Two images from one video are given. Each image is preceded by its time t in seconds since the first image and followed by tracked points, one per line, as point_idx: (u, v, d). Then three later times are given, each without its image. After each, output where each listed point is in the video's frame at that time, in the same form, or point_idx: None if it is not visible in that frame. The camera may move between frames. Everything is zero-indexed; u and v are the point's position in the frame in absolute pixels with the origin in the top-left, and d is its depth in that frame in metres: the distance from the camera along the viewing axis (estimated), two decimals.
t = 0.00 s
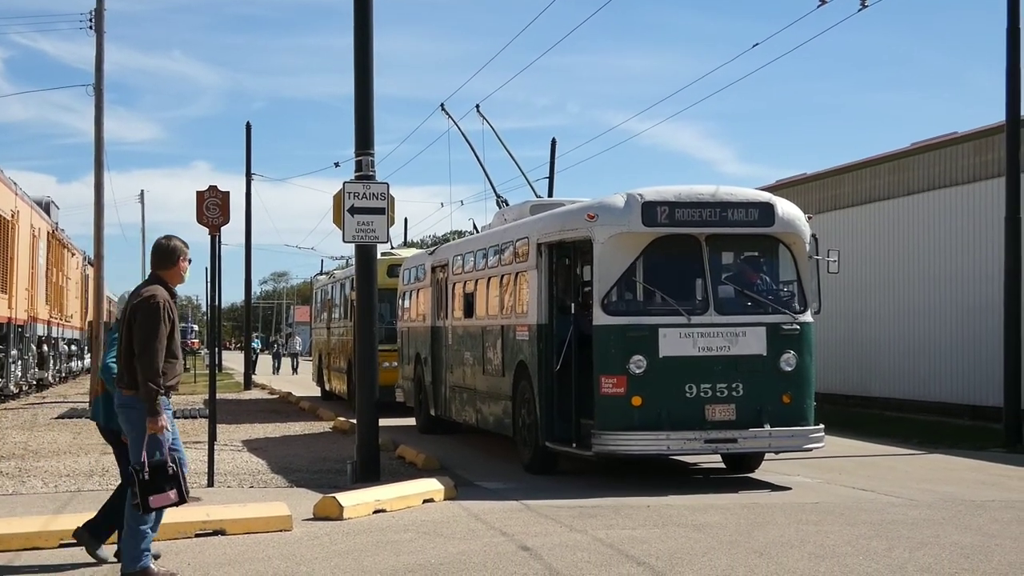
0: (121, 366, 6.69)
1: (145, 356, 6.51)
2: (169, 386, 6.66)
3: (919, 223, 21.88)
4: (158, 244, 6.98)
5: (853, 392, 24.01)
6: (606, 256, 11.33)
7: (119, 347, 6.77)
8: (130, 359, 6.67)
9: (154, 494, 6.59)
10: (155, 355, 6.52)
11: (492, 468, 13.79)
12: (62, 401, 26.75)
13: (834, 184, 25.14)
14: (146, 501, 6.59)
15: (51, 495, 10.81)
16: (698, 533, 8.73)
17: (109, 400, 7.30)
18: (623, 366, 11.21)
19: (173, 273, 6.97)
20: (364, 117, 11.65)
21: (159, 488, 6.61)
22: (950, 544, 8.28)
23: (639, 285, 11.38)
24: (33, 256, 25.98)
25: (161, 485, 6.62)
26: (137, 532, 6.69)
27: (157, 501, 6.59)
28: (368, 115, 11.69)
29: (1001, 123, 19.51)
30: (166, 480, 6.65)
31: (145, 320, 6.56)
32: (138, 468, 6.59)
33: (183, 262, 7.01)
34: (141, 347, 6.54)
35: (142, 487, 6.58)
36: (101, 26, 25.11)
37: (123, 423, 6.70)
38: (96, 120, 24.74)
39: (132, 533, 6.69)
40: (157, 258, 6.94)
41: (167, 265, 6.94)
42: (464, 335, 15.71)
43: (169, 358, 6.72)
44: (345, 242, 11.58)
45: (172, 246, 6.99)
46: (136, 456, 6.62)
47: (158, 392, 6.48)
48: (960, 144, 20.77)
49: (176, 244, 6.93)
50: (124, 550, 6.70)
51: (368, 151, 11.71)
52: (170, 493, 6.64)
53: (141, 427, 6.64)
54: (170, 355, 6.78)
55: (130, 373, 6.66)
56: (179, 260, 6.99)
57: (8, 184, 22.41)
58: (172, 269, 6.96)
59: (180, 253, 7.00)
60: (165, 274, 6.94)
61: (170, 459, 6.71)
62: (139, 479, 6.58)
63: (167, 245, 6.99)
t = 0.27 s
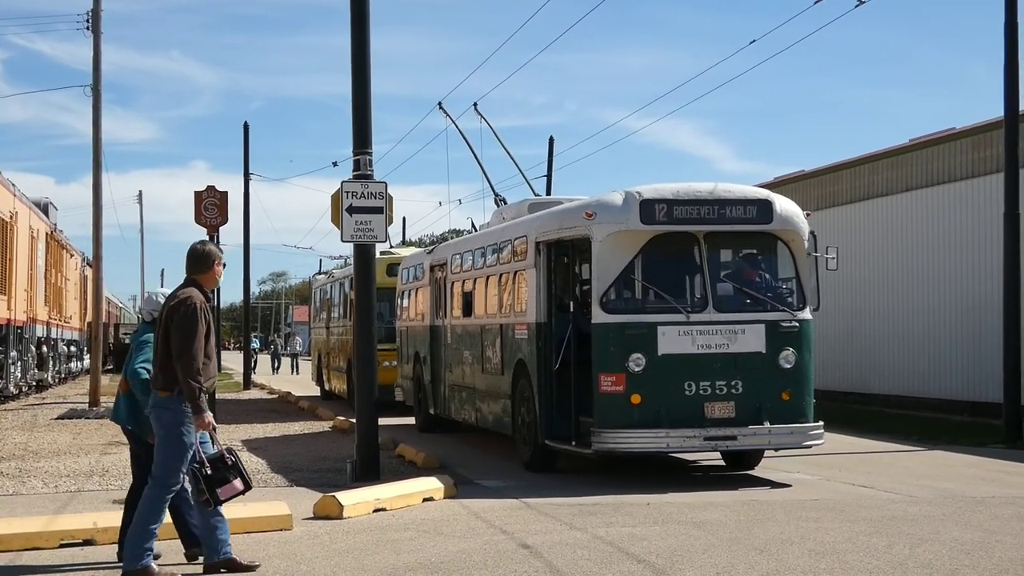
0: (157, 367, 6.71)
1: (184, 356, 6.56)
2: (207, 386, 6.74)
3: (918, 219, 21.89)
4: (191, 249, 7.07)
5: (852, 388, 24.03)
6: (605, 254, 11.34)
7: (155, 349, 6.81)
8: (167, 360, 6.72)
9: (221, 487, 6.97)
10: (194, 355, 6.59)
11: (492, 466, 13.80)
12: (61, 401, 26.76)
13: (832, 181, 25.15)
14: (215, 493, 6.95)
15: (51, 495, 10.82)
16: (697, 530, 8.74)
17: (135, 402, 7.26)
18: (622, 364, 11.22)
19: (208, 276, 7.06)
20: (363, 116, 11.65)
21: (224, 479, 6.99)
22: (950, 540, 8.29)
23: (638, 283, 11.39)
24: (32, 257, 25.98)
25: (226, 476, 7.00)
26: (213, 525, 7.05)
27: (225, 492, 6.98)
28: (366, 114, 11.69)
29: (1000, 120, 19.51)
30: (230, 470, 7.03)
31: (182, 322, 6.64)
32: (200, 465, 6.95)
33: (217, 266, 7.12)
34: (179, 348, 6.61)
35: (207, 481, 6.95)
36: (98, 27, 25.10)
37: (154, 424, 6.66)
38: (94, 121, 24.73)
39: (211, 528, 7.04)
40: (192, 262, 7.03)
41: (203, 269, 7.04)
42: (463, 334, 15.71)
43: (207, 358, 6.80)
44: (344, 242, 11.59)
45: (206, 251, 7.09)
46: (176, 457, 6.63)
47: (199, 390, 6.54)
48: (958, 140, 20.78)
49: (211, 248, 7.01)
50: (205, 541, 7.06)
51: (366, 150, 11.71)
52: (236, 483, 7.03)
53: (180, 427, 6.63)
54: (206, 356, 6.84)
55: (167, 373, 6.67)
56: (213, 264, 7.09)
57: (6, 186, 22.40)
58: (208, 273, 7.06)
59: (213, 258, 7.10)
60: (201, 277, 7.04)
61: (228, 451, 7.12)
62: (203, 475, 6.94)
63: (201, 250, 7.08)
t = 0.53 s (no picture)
0: (196, 364, 6.86)
1: (221, 352, 6.67)
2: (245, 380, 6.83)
3: (920, 216, 21.87)
4: (223, 246, 7.10)
5: (855, 386, 24.01)
6: (607, 252, 11.33)
7: (191, 346, 6.93)
8: (204, 356, 6.84)
9: (249, 481, 6.80)
10: (231, 350, 6.70)
11: (494, 465, 13.79)
12: (64, 401, 26.79)
13: (834, 178, 25.11)
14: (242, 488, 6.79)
15: (54, 494, 10.83)
16: (700, 528, 8.73)
17: (169, 403, 7.27)
18: (624, 362, 11.21)
19: (241, 272, 7.07)
20: (364, 114, 11.64)
21: (252, 474, 6.83)
22: (953, 538, 8.27)
23: (640, 281, 11.38)
24: (35, 257, 26.00)
25: (254, 471, 6.84)
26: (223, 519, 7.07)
27: (251, 487, 6.80)
28: (368, 113, 11.69)
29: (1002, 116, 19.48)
30: (258, 466, 6.86)
31: (218, 317, 6.71)
32: (230, 457, 6.81)
33: (249, 262, 7.14)
34: (215, 345, 6.70)
35: (236, 476, 6.80)
36: (100, 27, 25.10)
37: (200, 420, 6.88)
38: (96, 121, 24.73)
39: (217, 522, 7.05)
40: (224, 259, 7.05)
41: (235, 265, 7.06)
42: (465, 332, 15.70)
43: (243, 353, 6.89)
44: (345, 240, 11.58)
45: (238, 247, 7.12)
46: (222, 451, 6.83)
47: (236, 382, 6.65)
48: (960, 137, 20.75)
49: (243, 244, 7.03)
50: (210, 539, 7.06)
51: (367, 149, 11.70)
52: (262, 479, 6.87)
53: (222, 421, 6.84)
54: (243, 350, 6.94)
55: (205, 370, 6.83)
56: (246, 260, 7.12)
57: (8, 185, 22.41)
58: (240, 269, 7.08)
59: (246, 254, 7.13)
60: (234, 273, 7.05)
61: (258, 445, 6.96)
62: (233, 468, 6.78)
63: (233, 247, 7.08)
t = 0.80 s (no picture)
0: (225, 359, 6.91)
1: (247, 348, 6.70)
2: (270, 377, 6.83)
3: (925, 214, 21.83)
4: (250, 243, 7.13)
5: (859, 383, 23.98)
6: (611, 249, 11.32)
7: (220, 341, 6.98)
8: (232, 352, 6.88)
9: (258, 478, 6.72)
10: (257, 346, 6.71)
11: (498, 461, 13.79)
12: (68, 396, 26.83)
13: (839, 176, 25.08)
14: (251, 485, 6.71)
15: (59, 490, 10.85)
16: (704, 526, 8.73)
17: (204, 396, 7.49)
18: (628, 358, 11.21)
19: (268, 269, 7.15)
20: (369, 110, 11.64)
21: (263, 472, 6.74)
22: (958, 536, 8.26)
23: (644, 277, 11.37)
24: (39, 253, 26.03)
25: (264, 470, 6.74)
26: (262, 516, 6.97)
27: (260, 485, 6.72)
28: (372, 109, 11.69)
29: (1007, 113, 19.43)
30: (269, 465, 6.76)
31: (247, 313, 6.75)
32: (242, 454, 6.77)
33: (278, 259, 7.20)
34: (242, 341, 6.74)
35: (247, 473, 6.74)
36: (104, 24, 25.11)
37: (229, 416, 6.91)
38: (101, 117, 24.74)
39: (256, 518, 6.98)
40: (251, 256, 7.09)
41: (263, 261, 7.12)
42: (469, 329, 15.70)
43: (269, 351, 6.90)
44: (350, 237, 11.55)
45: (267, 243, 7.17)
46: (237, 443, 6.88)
47: (259, 379, 6.65)
48: (965, 134, 20.70)
49: (269, 241, 7.09)
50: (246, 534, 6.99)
51: (372, 145, 11.70)
52: (272, 478, 6.75)
53: (243, 418, 6.87)
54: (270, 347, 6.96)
55: (233, 365, 6.87)
56: (274, 256, 7.18)
57: (13, 182, 22.44)
58: (267, 265, 7.14)
59: (273, 251, 7.15)
60: (262, 269, 7.13)
61: (275, 445, 6.84)
62: (244, 465, 6.74)
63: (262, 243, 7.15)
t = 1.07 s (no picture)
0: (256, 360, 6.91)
1: (276, 353, 6.69)
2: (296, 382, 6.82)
3: (930, 214, 21.80)
4: (285, 244, 7.20)
5: (863, 384, 23.96)
6: (615, 248, 11.33)
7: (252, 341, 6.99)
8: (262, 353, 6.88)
9: (268, 482, 6.73)
10: (286, 351, 6.72)
11: (501, 460, 13.80)
12: (72, 394, 26.87)
13: (843, 176, 25.06)
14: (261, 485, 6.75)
15: (62, 487, 10.87)
16: (708, 525, 8.73)
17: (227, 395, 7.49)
18: (632, 358, 11.21)
19: (302, 272, 7.20)
20: (373, 108, 11.65)
21: (275, 476, 6.74)
22: (961, 536, 8.26)
23: (648, 277, 11.37)
24: (44, 251, 26.07)
25: (276, 475, 6.74)
26: (314, 517, 6.90)
27: (270, 488, 6.72)
28: (377, 108, 11.70)
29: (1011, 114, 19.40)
30: (282, 471, 6.74)
31: (278, 317, 6.75)
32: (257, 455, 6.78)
33: (312, 261, 7.26)
34: (272, 344, 6.73)
35: (260, 474, 6.76)
36: (109, 21, 25.12)
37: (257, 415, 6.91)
38: (106, 115, 24.77)
39: (312, 521, 6.90)
40: (286, 257, 7.16)
41: (297, 265, 7.17)
42: (473, 328, 15.72)
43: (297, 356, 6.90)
44: (354, 235, 11.57)
45: (301, 245, 7.22)
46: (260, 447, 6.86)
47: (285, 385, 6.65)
48: (970, 135, 20.68)
49: (305, 244, 7.13)
50: (311, 534, 6.94)
51: (376, 144, 11.71)
52: (284, 484, 6.73)
53: (266, 419, 6.87)
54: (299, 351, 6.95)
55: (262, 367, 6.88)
56: (308, 258, 7.23)
57: (18, 179, 22.46)
58: (301, 268, 7.19)
59: (308, 252, 7.22)
60: (296, 272, 7.18)
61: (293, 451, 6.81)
62: (257, 466, 6.76)
63: (296, 245, 7.20)
